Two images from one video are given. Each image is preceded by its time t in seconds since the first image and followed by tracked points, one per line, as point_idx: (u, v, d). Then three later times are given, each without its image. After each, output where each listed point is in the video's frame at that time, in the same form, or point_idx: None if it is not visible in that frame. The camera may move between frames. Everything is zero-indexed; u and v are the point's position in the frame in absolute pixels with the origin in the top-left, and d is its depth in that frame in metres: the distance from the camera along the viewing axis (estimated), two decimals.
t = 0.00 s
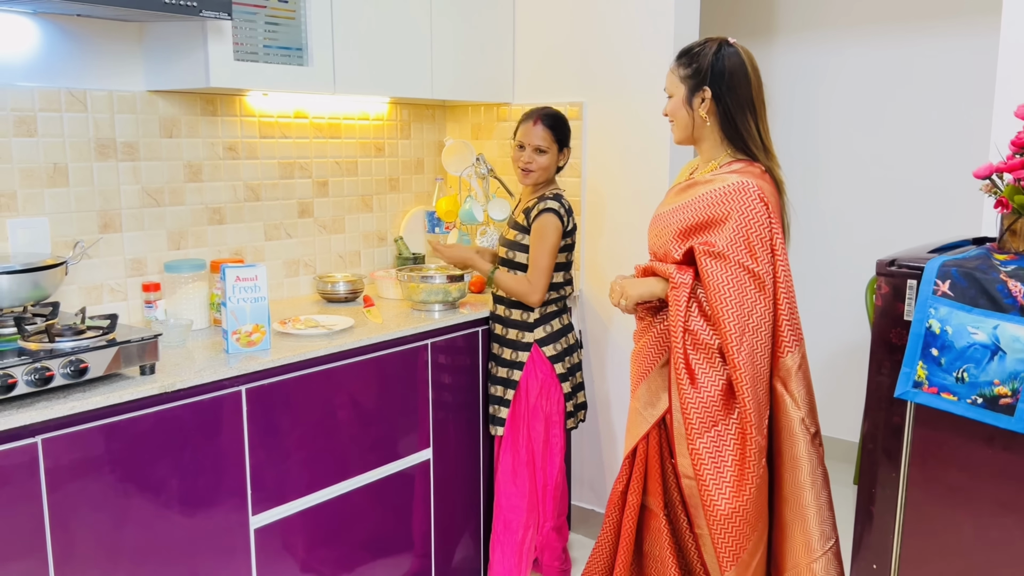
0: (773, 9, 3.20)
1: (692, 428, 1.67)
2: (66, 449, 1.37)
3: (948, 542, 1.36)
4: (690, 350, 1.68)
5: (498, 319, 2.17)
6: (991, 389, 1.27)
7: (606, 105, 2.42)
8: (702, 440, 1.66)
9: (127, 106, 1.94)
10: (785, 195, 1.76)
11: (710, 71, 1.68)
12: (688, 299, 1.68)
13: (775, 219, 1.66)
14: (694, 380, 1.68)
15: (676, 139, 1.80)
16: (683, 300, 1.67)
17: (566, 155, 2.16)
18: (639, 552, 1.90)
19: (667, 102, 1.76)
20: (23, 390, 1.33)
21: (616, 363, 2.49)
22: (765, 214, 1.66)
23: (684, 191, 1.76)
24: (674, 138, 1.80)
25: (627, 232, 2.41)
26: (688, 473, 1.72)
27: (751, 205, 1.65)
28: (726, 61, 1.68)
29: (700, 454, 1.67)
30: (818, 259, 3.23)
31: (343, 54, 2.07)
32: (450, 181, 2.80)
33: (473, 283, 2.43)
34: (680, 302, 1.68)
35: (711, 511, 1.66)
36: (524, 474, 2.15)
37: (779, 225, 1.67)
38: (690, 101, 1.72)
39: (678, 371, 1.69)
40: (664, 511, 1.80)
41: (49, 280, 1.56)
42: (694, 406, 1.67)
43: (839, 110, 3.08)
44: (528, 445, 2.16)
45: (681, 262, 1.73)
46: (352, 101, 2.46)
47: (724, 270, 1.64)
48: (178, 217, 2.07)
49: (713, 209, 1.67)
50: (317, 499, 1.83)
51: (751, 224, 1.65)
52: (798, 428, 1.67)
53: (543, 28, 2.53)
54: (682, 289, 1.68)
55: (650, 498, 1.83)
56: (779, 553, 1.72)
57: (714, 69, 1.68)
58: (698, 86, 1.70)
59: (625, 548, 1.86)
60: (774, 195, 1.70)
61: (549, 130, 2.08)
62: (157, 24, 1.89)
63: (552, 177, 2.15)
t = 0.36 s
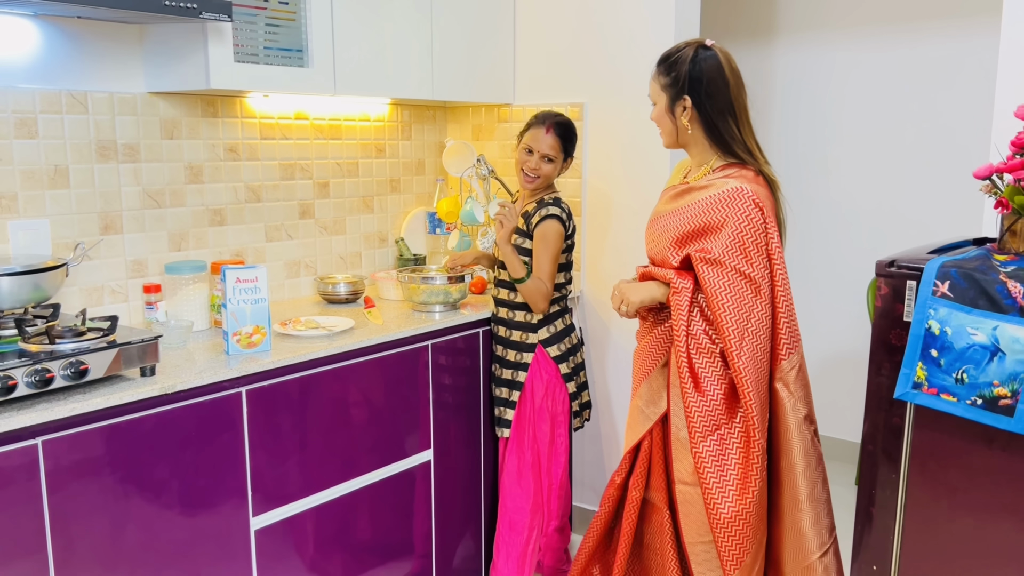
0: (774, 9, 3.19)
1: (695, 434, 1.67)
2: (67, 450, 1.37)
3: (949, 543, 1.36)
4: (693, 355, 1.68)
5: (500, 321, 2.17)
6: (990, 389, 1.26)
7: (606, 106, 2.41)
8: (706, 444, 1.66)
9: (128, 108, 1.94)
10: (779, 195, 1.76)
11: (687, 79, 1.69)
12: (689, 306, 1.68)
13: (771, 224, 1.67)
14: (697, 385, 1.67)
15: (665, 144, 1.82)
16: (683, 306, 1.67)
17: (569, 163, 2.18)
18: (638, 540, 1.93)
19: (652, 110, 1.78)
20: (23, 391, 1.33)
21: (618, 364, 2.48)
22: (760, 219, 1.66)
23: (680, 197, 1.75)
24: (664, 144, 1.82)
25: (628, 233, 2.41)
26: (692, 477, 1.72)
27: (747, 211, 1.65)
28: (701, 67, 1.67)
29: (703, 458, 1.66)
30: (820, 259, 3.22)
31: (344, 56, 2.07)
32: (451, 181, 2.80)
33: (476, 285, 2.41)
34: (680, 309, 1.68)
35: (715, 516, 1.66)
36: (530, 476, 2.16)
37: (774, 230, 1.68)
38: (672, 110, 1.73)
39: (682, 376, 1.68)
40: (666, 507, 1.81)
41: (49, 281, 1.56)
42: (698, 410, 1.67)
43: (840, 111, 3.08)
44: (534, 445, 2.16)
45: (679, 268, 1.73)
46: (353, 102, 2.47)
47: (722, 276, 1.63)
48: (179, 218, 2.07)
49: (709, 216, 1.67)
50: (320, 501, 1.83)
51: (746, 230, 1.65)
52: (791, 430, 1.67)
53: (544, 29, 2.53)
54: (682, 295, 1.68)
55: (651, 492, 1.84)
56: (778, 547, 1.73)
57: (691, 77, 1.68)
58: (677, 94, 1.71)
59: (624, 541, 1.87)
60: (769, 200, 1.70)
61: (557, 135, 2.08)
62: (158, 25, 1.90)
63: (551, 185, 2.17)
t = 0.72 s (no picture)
0: (771, 9, 3.19)
1: (699, 421, 1.68)
2: (63, 453, 1.37)
3: (945, 543, 1.36)
4: (694, 343, 1.68)
5: (495, 322, 2.17)
6: (986, 389, 1.26)
7: (603, 107, 2.41)
8: (709, 430, 1.68)
9: (125, 110, 1.94)
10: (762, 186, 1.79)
11: (667, 80, 1.71)
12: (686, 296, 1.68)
13: (760, 212, 1.70)
14: (699, 372, 1.68)
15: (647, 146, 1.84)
16: (681, 296, 1.67)
17: (561, 163, 2.18)
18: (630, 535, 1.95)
19: (632, 112, 1.79)
20: (19, 394, 1.33)
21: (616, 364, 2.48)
22: (751, 209, 1.69)
23: (666, 192, 1.76)
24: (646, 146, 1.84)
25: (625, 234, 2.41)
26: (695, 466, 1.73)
27: (738, 202, 1.68)
28: (681, 65, 1.71)
29: (707, 445, 1.68)
30: (818, 259, 3.22)
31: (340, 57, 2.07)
32: (449, 182, 2.80)
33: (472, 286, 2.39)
34: (677, 299, 1.68)
35: (721, 501, 1.67)
36: (524, 476, 2.15)
37: (763, 218, 1.71)
38: (654, 111, 1.75)
39: (684, 365, 1.69)
40: (655, 501, 1.83)
41: (46, 284, 1.56)
42: (700, 397, 1.68)
43: (837, 110, 3.08)
44: (528, 446, 2.16)
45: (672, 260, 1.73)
46: (350, 104, 2.47)
47: (718, 264, 1.65)
48: (175, 220, 2.07)
49: (701, 208, 1.68)
50: (316, 502, 1.82)
51: (739, 220, 1.68)
52: (787, 414, 1.71)
53: (541, 30, 2.53)
54: (678, 285, 1.68)
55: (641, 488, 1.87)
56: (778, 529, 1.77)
57: (672, 77, 1.71)
58: (658, 96, 1.73)
59: (615, 535, 1.89)
60: (755, 191, 1.74)
61: (547, 136, 2.08)
62: (154, 27, 1.90)
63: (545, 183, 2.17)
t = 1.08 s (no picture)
0: (768, 9, 3.19)
1: (704, 403, 1.68)
2: (61, 455, 1.37)
3: (944, 543, 1.36)
4: (698, 328, 1.68)
5: (491, 323, 2.17)
6: (983, 389, 1.27)
7: (600, 107, 2.41)
8: (712, 411, 1.68)
9: (122, 111, 1.94)
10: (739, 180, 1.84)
11: (650, 83, 1.73)
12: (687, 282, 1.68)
13: (748, 201, 1.74)
14: (703, 355, 1.69)
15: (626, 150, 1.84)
16: (681, 283, 1.68)
17: (552, 163, 2.16)
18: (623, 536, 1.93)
19: (612, 119, 1.80)
20: (17, 396, 1.33)
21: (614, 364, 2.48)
22: (739, 198, 1.73)
23: (653, 188, 1.78)
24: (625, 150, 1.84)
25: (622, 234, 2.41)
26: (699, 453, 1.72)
27: (728, 191, 1.71)
28: (661, 67, 1.73)
29: (712, 427, 1.68)
30: (817, 258, 3.22)
31: (337, 58, 2.07)
32: (447, 183, 2.80)
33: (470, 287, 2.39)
34: (678, 286, 1.68)
35: (728, 480, 1.68)
36: (521, 477, 2.15)
37: (751, 207, 1.75)
38: (637, 115, 1.76)
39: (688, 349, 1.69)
40: (652, 499, 1.82)
41: (43, 286, 1.56)
42: (705, 381, 1.68)
43: (835, 110, 3.08)
44: (525, 447, 2.15)
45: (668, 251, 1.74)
46: (348, 105, 2.47)
47: (716, 250, 1.67)
48: (173, 221, 2.07)
49: (694, 198, 1.70)
50: (315, 503, 1.82)
51: (731, 208, 1.70)
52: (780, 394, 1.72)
53: (538, 31, 2.53)
54: (678, 271, 1.68)
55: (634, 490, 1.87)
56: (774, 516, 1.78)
57: (653, 80, 1.73)
58: (641, 99, 1.75)
59: (611, 531, 1.89)
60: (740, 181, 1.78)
61: (535, 133, 2.08)
62: (151, 28, 1.90)
63: (535, 181, 2.16)
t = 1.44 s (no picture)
0: (764, 8, 3.20)
1: (738, 388, 1.72)
2: (57, 456, 1.37)
3: (939, 542, 1.36)
4: (723, 315, 1.72)
5: (485, 323, 2.17)
6: (978, 387, 1.27)
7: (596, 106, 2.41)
8: (745, 397, 1.72)
9: (118, 112, 1.94)
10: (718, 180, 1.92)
11: (657, 81, 1.78)
12: (708, 273, 1.72)
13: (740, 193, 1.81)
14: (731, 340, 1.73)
15: (614, 148, 1.84)
16: (705, 275, 1.71)
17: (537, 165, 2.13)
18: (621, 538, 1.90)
19: (613, 113, 1.78)
20: (12, 397, 1.33)
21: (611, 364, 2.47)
22: (735, 191, 1.79)
23: (649, 185, 1.80)
24: (614, 148, 1.84)
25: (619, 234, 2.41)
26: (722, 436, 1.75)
27: (726, 186, 1.77)
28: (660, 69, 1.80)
29: (747, 411, 1.72)
30: (813, 257, 3.22)
31: (333, 58, 2.07)
32: (443, 183, 2.80)
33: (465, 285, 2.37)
34: (700, 276, 1.71)
35: (763, 457, 1.73)
36: (515, 476, 2.15)
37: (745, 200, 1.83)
38: (640, 111, 1.78)
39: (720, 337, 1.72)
40: (649, 509, 1.82)
41: (39, 287, 1.56)
42: (736, 366, 1.72)
43: (831, 109, 3.08)
44: (519, 446, 2.15)
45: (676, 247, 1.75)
46: (344, 105, 2.47)
47: (730, 240, 1.72)
48: (169, 222, 2.07)
49: (699, 193, 1.74)
50: (311, 503, 1.82)
51: (732, 200, 1.77)
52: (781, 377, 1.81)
53: (534, 30, 2.53)
54: (698, 264, 1.71)
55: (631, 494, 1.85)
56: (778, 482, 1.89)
57: (657, 79, 1.78)
58: (644, 96, 1.78)
59: (610, 531, 1.87)
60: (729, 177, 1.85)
61: (525, 135, 2.07)
62: (146, 28, 1.89)
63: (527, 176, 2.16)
